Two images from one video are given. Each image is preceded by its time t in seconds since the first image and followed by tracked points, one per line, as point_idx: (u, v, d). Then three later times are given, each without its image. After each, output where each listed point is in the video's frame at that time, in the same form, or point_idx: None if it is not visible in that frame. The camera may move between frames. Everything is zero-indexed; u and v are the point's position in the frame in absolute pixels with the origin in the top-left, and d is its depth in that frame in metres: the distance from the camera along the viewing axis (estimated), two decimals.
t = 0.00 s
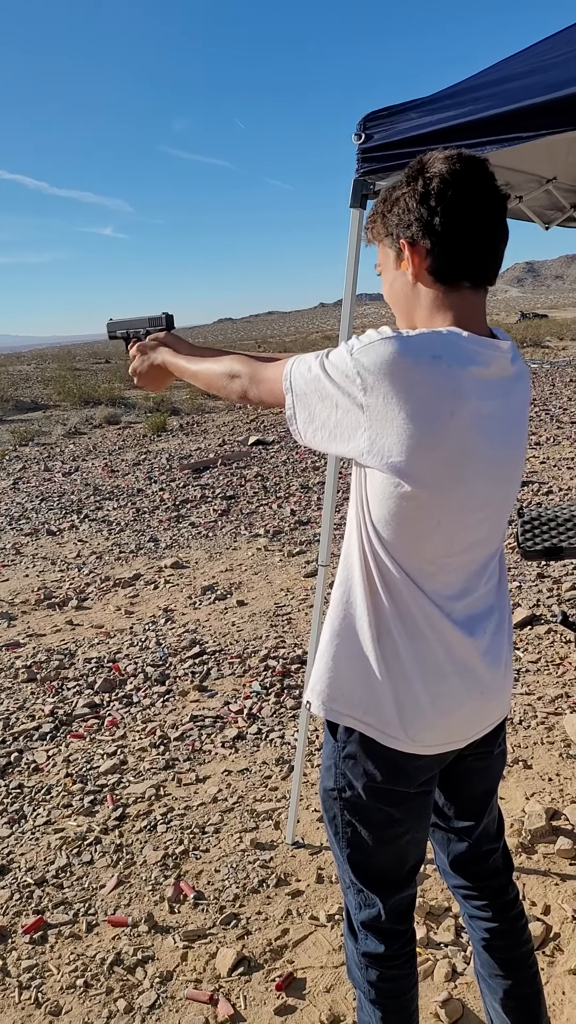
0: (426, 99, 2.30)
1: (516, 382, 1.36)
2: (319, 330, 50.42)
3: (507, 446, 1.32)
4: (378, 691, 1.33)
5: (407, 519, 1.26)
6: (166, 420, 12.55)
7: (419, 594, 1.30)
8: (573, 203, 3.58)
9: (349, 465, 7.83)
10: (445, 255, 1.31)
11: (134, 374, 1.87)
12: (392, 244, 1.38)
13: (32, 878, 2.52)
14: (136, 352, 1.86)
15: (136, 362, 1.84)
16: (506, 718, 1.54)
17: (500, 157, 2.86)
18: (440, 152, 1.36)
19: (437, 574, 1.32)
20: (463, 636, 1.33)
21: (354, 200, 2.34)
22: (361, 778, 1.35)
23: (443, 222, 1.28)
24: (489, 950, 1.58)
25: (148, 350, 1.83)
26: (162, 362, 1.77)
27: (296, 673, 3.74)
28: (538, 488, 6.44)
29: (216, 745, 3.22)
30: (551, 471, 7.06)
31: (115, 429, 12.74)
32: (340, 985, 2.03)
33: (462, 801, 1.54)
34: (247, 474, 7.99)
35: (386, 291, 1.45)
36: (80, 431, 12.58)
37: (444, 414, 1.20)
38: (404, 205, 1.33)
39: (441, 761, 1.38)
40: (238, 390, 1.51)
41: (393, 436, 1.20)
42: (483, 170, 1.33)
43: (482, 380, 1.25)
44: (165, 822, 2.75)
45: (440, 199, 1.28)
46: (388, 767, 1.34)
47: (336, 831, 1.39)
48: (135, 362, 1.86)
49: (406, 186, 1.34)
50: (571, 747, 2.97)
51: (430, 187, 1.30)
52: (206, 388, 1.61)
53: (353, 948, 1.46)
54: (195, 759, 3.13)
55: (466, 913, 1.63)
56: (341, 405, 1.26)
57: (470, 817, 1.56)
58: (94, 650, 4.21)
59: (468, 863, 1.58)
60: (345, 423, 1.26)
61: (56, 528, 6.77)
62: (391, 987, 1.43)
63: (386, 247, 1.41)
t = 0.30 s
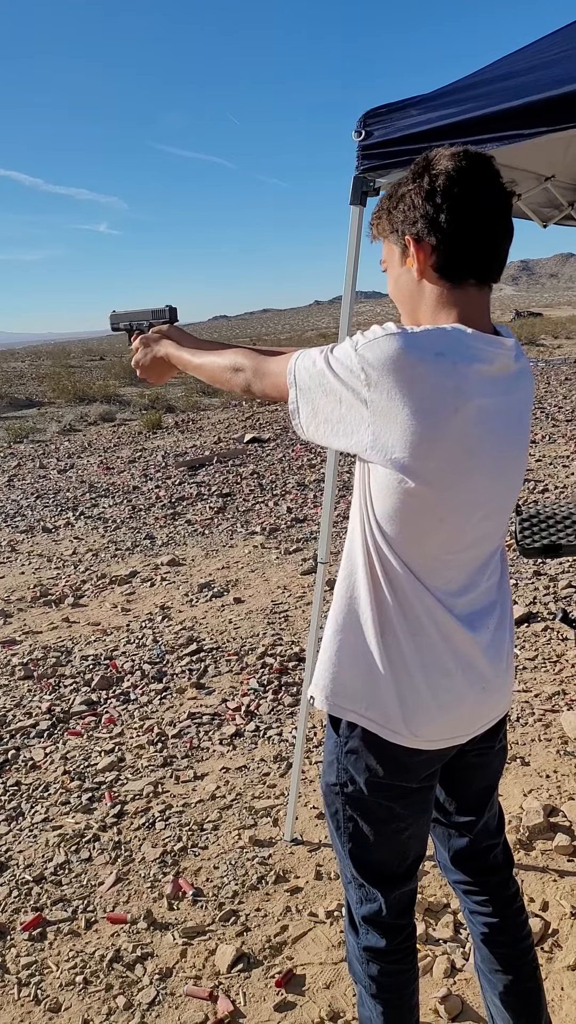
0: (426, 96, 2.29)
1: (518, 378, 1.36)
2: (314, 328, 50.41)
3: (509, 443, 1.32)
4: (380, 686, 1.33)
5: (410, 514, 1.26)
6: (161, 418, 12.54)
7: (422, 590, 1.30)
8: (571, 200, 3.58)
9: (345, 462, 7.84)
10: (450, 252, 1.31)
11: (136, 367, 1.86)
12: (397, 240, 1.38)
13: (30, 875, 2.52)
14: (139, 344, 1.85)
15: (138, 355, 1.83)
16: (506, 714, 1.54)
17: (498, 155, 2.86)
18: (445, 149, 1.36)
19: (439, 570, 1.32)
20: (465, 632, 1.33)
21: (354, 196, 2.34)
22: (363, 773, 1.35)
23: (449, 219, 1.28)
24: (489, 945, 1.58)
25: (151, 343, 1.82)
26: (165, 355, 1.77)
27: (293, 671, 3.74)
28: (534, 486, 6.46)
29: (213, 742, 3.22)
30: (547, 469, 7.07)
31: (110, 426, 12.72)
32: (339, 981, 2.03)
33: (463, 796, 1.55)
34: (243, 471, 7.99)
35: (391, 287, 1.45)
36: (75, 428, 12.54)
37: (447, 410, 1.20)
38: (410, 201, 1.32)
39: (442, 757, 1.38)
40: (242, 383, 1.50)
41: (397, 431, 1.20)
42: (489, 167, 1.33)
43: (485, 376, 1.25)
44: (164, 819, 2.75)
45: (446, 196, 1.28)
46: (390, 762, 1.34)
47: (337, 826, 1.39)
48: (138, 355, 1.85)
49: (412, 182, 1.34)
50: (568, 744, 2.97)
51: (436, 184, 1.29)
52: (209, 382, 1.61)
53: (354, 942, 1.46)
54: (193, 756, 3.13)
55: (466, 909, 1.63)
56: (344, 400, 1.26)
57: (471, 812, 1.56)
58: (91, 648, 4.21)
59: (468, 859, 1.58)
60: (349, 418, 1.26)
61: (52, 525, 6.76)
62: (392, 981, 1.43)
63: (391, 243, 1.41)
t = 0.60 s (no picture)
0: (405, 95, 2.30)
1: (508, 375, 1.37)
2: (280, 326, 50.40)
3: (497, 440, 1.33)
4: (368, 680, 1.34)
5: (399, 510, 1.27)
6: (125, 414, 12.41)
7: (410, 585, 1.31)
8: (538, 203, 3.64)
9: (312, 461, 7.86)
10: (440, 251, 1.32)
11: (120, 361, 1.80)
12: (387, 238, 1.38)
13: (1, 878, 2.47)
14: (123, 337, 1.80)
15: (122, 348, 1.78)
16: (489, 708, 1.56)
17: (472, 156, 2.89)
18: (434, 147, 1.36)
19: (427, 566, 1.33)
20: (452, 627, 1.34)
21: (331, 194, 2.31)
22: (349, 767, 1.35)
23: (440, 218, 1.29)
24: (470, 937, 1.60)
25: (135, 336, 1.78)
26: (150, 348, 1.73)
27: (265, 668, 3.74)
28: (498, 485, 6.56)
29: (186, 740, 3.20)
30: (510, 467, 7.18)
31: (72, 423, 12.54)
32: (318, 977, 2.03)
33: (446, 790, 1.56)
34: (210, 469, 7.96)
35: (381, 284, 1.45)
36: (37, 424, 12.33)
37: (438, 408, 1.21)
38: (401, 199, 1.33)
39: (427, 750, 1.39)
40: (229, 378, 1.49)
41: (388, 428, 1.21)
42: (479, 167, 1.34)
43: (475, 374, 1.26)
44: (138, 818, 2.72)
45: (437, 194, 1.29)
46: (376, 756, 1.35)
47: (322, 820, 1.40)
48: (122, 348, 1.80)
49: (403, 180, 1.34)
50: (538, 738, 3.03)
51: (427, 182, 1.30)
52: (195, 376, 1.59)
53: (338, 936, 1.47)
54: (166, 755, 3.10)
55: (448, 902, 1.64)
56: (334, 395, 1.26)
57: (453, 806, 1.57)
58: (59, 647, 4.15)
59: (451, 852, 1.60)
60: (339, 414, 1.26)
61: (15, 523, 6.64)
62: (376, 974, 1.44)
63: (381, 240, 1.41)
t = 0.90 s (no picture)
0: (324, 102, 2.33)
1: (450, 384, 1.42)
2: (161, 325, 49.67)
3: (441, 446, 1.38)
4: (315, 682, 1.34)
5: (350, 513, 1.28)
6: None
7: (358, 587, 1.33)
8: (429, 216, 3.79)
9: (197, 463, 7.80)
10: (388, 261, 1.35)
11: (47, 358, 1.70)
12: (335, 245, 1.39)
13: None
14: (51, 332, 1.69)
15: (50, 344, 1.68)
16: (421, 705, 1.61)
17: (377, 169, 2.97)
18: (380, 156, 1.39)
19: (373, 567, 1.35)
20: (397, 627, 1.38)
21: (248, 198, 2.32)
22: (292, 769, 1.36)
23: (390, 229, 1.32)
24: (401, 928, 1.63)
25: (65, 332, 1.68)
26: (81, 345, 1.64)
27: (163, 672, 3.67)
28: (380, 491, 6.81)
29: (85, 749, 3.08)
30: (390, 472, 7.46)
31: None
32: (240, 981, 2.00)
33: (380, 786, 1.61)
34: (90, 470, 7.71)
35: (326, 291, 1.46)
36: None
37: (391, 414, 1.24)
38: (351, 208, 1.34)
39: (369, 748, 1.42)
40: (171, 378, 1.45)
41: (342, 433, 1.22)
42: (425, 180, 1.38)
43: (424, 382, 1.29)
44: (40, 832, 2.60)
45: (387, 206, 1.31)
46: (321, 757, 1.36)
47: (263, 823, 1.40)
48: (49, 344, 1.70)
49: (352, 189, 1.36)
50: (436, 731, 3.15)
51: (377, 193, 1.32)
52: (132, 375, 1.53)
53: (275, 937, 1.47)
54: (65, 765, 2.98)
55: (380, 897, 1.67)
56: (286, 398, 1.25)
57: (386, 801, 1.63)
58: None
59: (383, 846, 1.65)
60: (290, 417, 1.26)
61: None
62: (313, 973, 1.45)
63: (328, 247, 1.42)
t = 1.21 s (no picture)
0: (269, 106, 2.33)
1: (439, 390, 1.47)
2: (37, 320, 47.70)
3: (433, 450, 1.43)
4: (314, 682, 1.35)
5: (354, 514, 1.31)
6: None
7: (358, 586, 1.35)
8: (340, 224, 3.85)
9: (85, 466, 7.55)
10: (388, 271, 1.38)
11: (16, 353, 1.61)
12: (334, 254, 1.41)
13: None
14: (22, 326, 1.61)
15: (21, 339, 1.60)
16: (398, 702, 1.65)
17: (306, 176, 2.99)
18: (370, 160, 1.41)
19: (370, 566, 1.38)
20: (392, 625, 1.41)
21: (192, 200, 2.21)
22: (288, 768, 1.36)
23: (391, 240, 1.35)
24: (378, 918, 1.64)
25: (38, 328, 1.60)
26: (56, 342, 1.57)
27: (75, 680, 3.52)
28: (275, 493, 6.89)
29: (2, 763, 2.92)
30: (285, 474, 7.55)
31: None
32: (201, 985, 1.96)
33: (361, 780, 1.64)
34: None
35: (321, 297, 1.47)
36: None
37: (397, 419, 1.27)
38: (353, 218, 1.36)
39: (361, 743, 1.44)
40: (163, 379, 1.40)
41: (350, 436, 1.24)
42: (421, 193, 1.41)
43: (423, 388, 1.34)
44: None
45: (389, 218, 1.34)
46: (317, 755, 1.37)
47: (254, 824, 1.39)
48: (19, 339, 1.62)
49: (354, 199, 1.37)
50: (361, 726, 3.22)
51: (379, 205, 1.34)
52: (118, 376, 1.47)
53: (262, 937, 1.46)
54: None
55: (355, 889, 1.68)
56: (291, 401, 1.26)
57: (366, 796, 1.66)
58: None
59: (362, 839, 1.67)
60: (295, 420, 1.26)
61: None
62: (300, 969, 1.45)
63: (326, 255, 1.43)
